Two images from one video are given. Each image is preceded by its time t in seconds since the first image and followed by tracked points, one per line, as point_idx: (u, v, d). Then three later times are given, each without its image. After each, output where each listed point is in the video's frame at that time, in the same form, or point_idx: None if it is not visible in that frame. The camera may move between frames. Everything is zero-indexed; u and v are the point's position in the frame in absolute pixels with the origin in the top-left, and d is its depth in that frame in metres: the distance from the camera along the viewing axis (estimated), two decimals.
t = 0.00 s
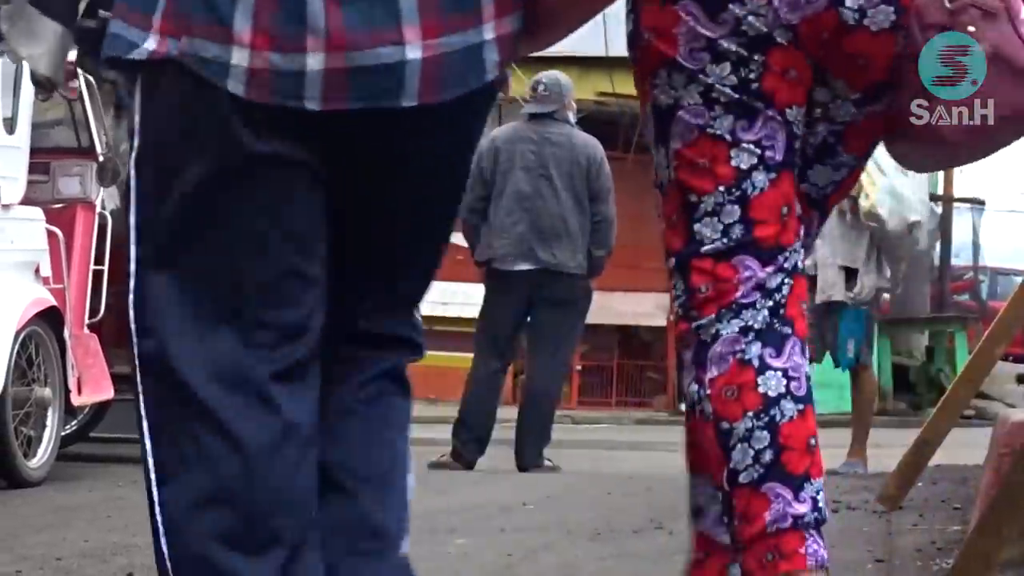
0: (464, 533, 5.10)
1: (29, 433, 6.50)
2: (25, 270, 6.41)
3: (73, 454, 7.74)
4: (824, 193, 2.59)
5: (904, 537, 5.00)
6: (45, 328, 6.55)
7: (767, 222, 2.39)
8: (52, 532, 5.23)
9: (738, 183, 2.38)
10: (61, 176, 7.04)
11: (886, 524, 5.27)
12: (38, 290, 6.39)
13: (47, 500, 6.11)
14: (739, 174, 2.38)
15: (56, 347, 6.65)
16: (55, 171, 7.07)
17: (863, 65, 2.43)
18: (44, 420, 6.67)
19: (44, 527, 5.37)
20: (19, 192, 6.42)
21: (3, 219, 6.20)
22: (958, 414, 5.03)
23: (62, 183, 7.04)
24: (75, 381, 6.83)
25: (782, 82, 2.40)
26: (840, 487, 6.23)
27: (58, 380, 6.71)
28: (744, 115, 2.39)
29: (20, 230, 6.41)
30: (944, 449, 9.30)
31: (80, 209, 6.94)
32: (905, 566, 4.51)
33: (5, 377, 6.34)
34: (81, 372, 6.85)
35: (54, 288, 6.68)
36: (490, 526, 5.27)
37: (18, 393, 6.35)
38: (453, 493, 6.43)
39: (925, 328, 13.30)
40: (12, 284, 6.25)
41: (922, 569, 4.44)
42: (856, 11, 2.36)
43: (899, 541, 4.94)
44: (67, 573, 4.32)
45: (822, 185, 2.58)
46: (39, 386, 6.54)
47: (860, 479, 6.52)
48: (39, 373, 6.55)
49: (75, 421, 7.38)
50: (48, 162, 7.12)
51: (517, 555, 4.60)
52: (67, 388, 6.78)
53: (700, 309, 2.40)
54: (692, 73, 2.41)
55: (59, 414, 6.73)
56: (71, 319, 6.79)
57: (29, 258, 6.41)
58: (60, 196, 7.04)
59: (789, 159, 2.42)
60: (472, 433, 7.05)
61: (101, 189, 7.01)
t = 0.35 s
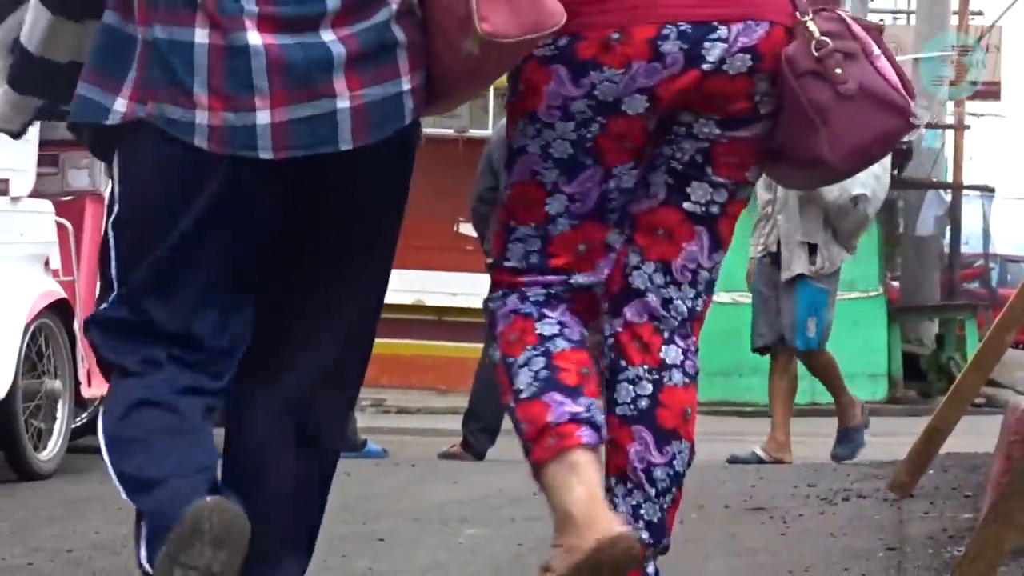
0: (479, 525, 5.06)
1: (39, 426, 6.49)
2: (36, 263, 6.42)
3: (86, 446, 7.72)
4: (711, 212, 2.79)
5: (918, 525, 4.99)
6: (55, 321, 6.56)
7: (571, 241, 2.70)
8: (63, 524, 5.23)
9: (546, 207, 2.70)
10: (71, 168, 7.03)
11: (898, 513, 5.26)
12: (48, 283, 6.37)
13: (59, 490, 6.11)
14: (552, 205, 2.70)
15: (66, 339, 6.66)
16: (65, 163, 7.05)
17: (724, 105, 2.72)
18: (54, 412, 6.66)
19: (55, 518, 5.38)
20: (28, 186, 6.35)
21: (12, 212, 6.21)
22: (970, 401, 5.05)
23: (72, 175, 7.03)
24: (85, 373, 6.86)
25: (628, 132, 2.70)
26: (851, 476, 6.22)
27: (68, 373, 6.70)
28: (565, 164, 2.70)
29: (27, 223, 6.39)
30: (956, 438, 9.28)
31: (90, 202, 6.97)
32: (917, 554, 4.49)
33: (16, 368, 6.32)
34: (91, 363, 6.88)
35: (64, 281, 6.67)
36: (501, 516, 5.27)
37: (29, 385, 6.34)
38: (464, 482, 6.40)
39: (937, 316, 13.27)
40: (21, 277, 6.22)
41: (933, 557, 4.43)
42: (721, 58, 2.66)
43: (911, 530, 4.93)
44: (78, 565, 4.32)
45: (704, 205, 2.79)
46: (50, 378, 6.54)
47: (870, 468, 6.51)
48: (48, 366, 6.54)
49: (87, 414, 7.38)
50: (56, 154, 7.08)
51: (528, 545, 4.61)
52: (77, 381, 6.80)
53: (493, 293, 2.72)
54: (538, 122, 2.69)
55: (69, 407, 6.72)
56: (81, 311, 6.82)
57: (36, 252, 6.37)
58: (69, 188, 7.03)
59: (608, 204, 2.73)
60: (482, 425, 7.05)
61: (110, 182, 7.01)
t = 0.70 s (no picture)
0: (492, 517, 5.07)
1: (52, 421, 6.50)
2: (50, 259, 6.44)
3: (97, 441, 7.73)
4: (610, 239, 3.18)
5: (931, 517, 4.98)
6: (69, 316, 6.57)
7: (484, 270, 3.46)
8: (78, 519, 5.24)
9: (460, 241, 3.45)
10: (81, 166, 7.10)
11: (911, 506, 5.26)
12: (60, 278, 6.39)
13: (71, 484, 6.13)
14: (464, 237, 3.44)
15: (79, 335, 6.67)
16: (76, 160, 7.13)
17: (599, 150, 3.18)
18: (67, 407, 6.66)
19: (69, 513, 5.39)
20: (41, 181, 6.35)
21: (26, 208, 6.21)
22: (985, 390, 5.04)
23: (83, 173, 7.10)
24: (98, 368, 6.89)
25: (514, 174, 3.31)
26: (864, 469, 6.22)
27: (82, 369, 6.73)
28: (468, 203, 3.40)
29: (41, 219, 6.39)
30: (967, 431, 9.27)
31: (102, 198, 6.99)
32: (931, 546, 4.49)
33: (30, 365, 6.34)
34: (102, 358, 6.92)
35: (77, 276, 6.69)
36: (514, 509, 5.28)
37: (41, 381, 6.35)
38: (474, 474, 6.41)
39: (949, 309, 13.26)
40: (34, 273, 6.24)
41: (947, 548, 4.43)
42: (584, 114, 3.16)
43: (925, 522, 4.92)
44: (92, 560, 4.33)
45: (601, 235, 3.18)
46: (63, 373, 6.56)
47: (884, 460, 6.51)
48: (61, 361, 6.56)
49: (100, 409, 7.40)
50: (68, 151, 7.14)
51: (542, 539, 4.61)
52: (90, 376, 6.82)
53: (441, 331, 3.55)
54: (444, 165, 3.40)
55: (82, 402, 6.73)
56: (94, 306, 6.85)
57: (50, 247, 6.39)
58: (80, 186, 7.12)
59: (512, 233, 3.42)
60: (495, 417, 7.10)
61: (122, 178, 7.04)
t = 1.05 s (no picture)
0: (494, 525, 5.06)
1: (54, 429, 6.50)
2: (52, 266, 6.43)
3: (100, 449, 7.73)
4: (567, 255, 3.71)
5: (931, 525, 4.97)
6: (71, 324, 6.57)
7: (493, 248, 3.36)
8: (79, 527, 5.23)
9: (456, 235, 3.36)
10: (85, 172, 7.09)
11: (913, 512, 5.25)
12: (61, 286, 6.38)
13: (73, 492, 6.12)
14: (468, 223, 3.35)
15: (81, 343, 6.67)
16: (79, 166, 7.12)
17: (573, 165, 3.48)
18: (70, 415, 6.66)
19: (71, 520, 5.38)
20: (43, 186, 6.31)
21: (27, 216, 6.20)
22: (987, 396, 5.03)
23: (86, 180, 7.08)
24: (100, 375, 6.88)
25: (509, 163, 3.38)
26: (866, 475, 6.22)
27: (83, 378, 6.72)
28: (473, 186, 3.36)
29: (42, 226, 6.38)
30: (970, 436, 9.25)
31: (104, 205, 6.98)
32: (933, 553, 4.48)
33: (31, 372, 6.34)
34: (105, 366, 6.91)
35: (79, 284, 6.69)
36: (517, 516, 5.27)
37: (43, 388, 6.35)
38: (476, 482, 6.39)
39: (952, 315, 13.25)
40: (36, 281, 6.24)
41: (948, 555, 4.42)
42: (565, 125, 3.40)
43: (927, 529, 4.92)
44: (94, 567, 4.32)
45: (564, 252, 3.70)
46: (65, 381, 6.56)
47: (886, 467, 6.50)
48: (63, 369, 6.56)
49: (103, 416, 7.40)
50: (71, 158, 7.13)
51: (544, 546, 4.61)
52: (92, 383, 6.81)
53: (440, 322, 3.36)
54: (441, 163, 3.38)
55: (84, 410, 6.73)
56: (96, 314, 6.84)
57: (51, 254, 6.38)
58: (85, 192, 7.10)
59: (515, 221, 3.40)
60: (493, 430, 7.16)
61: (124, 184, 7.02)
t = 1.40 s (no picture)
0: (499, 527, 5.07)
1: (59, 432, 6.50)
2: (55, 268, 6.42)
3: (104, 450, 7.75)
4: (556, 236, 3.83)
5: (937, 527, 4.97)
6: (76, 326, 6.58)
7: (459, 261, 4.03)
8: (85, 529, 5.25)
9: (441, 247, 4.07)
10: (89, 172, 7.00)
11: (917, 515, 5.25)
12: (64, 289, 6.38)
13: (78, 494, 6.13)
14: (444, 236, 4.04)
15: (85, 345, 6.67)
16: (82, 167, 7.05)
17: (551, 164, 3.79)
18: (73, 417, 6.66)
19: (79, 522, 5.40)
20: (47, 190, 6.28)
21: (32, 220, 6.16)
22: (991, 399, 5.04)
23: (89, 180, 6.99)
24: (105, 378, 6.86)
25: (481, 190, 3.92)
26: (870, 477, 6.23)
27: (89, 380, 6.75)
28: (447, 213, 4.01)
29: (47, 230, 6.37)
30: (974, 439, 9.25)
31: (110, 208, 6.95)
32: (937, 555, 4.49)
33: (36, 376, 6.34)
34: (110, 369, 6.90)
35: (83, 286, 6.70)
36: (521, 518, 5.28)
37: (48, 391, 6.35)
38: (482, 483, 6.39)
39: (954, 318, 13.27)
40: (40, 284, 6.24)
41: (952, 557, 4.43)
42: (535, 137, 3.76)
43: (931, 531, 4.92)
44: (98, 568, 4.34)
45: (549, 232, 3.83)
46: (68, 383, 6.56)
47: (891, 469, 6.52)
48: (67, 371, 6.56)
49: (108, 418, 7.42)
50: (75, 160, 7.12)
51: (547, 548, 4.63)
52: (96, 386, 6.80)
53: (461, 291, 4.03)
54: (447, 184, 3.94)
55: (88, 412, 6.73)
56: (100, 317, 6.84)
57: (55, 257, 6.38)
58: (88, 192, 6.98)
59: (486, 235, 4.01)
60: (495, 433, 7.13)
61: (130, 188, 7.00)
